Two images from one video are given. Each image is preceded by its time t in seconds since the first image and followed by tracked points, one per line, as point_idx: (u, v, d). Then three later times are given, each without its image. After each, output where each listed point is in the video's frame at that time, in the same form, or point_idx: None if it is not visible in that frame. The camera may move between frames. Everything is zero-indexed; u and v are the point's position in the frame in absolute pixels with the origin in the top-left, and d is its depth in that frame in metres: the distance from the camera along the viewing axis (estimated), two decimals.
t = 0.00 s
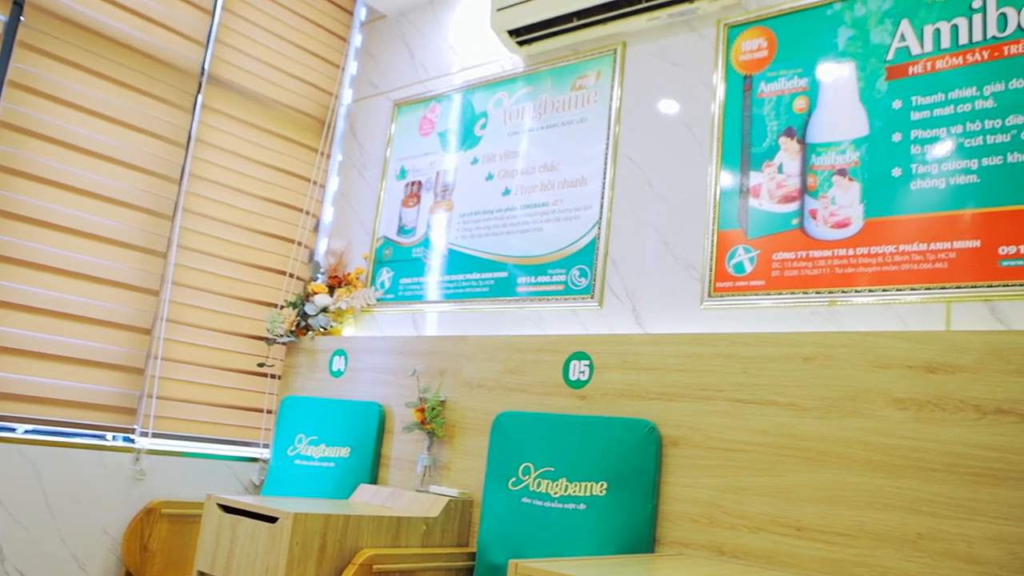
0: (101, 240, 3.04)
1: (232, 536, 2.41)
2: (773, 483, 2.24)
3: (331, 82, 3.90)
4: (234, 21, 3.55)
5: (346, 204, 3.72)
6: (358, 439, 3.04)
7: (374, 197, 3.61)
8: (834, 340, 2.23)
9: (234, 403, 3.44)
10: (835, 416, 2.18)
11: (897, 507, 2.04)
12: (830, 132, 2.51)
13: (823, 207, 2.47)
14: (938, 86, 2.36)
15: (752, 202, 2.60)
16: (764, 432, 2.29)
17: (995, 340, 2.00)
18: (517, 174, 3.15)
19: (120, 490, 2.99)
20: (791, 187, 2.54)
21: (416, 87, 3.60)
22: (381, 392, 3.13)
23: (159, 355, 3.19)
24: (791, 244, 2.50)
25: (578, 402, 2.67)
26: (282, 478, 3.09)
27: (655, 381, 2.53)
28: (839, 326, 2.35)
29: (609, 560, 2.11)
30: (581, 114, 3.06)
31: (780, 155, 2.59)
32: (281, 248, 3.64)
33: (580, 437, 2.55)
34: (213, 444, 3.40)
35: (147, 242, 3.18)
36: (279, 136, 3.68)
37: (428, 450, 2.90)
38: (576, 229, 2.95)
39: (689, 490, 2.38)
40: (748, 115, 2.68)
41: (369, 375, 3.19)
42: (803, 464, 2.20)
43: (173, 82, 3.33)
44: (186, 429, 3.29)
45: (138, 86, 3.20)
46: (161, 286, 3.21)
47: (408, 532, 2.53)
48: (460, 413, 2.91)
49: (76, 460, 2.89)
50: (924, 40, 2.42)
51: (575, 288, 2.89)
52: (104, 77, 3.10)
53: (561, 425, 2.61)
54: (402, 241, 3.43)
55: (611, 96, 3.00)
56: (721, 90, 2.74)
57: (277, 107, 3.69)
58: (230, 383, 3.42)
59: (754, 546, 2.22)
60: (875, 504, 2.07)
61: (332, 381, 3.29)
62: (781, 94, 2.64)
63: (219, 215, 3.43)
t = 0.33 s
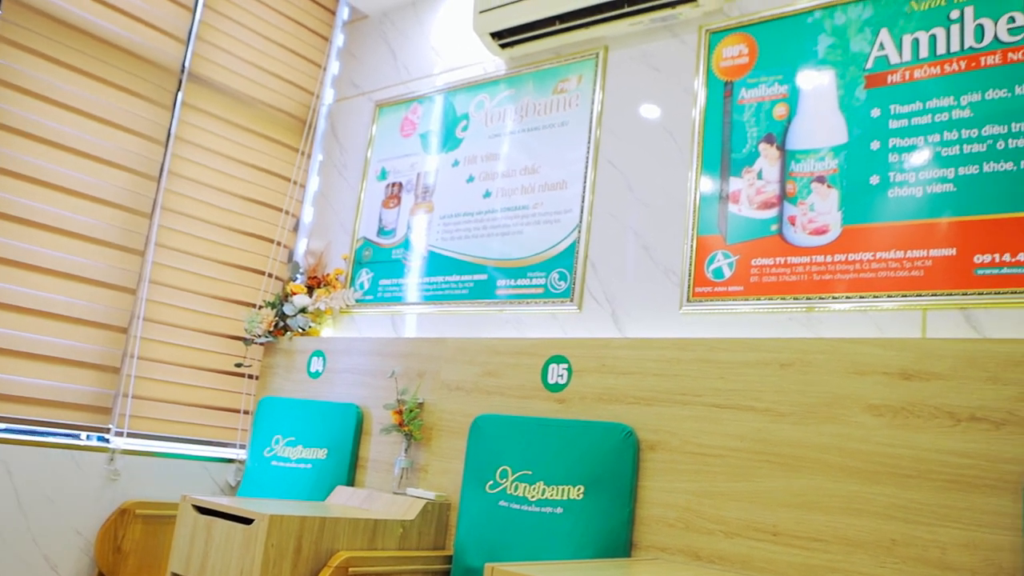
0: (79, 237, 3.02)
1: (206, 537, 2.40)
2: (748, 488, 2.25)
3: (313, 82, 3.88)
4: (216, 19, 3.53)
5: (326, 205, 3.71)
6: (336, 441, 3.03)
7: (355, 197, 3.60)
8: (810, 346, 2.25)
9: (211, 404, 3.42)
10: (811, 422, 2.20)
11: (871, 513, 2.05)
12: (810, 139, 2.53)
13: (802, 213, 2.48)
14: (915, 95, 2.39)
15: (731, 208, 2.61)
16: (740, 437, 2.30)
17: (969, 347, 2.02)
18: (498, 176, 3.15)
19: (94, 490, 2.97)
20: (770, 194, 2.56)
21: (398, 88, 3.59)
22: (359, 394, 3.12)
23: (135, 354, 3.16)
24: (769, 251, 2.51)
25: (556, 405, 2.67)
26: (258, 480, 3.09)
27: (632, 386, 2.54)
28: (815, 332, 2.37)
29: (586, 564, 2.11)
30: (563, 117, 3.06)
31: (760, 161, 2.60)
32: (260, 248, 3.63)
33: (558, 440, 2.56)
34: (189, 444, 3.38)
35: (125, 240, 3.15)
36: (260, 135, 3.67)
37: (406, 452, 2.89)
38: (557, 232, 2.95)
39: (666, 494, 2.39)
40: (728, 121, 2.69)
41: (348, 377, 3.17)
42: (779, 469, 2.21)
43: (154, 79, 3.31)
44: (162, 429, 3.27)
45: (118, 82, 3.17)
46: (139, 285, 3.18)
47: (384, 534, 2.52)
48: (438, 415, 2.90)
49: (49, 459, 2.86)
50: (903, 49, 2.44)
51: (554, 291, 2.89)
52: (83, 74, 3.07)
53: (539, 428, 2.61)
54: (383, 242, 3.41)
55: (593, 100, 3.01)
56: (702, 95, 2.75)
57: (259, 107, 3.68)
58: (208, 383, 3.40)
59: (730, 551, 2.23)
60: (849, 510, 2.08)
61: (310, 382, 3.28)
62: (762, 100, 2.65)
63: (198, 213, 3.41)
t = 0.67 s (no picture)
0: (47, 247, 2.97)
1: (170, 554, 2.36)
2: (719, 508, 2.25)
3: (288, 96, 3.86)
4: (192, 30, 3.52)
5: (298, 220, 3.68)
6: (305, 457, 3.00)
7: (328, 213, 3.59)
8: (780, 367, 2.27)
9: (178, 418, 3.37)
10: (781, 443, 2.21)
11: (838, 534, 2.06)
12: (782, 163, 2.56)
13: (773, 236, 2.51)
14: (886, 122, 2.42)
15: (704, 229, 2.63)
16: (710, 457, 2.31)
17: (937, 371, 2.05)
18: (473, 194, 3.16)
19: (56, 504, 2.92)
20: (742, 216, 2.58)
21: (375, 103, 3.59)
22: (329, 410, 3.09)
23: (102, 366, 3.12)
24: (741, 272, 2.53)
25: (527, 424, 2.66)
26: (225, 496, 3.06)
27: (604, 405, 2.54)
28: (785, 353, 2.39)
29: None
30: (538, 136, 3.07)
31: (733, 184, 2.63)
32: (231, 261, 3.60)
33: (528, 458, 2.56)
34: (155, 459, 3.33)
35: (94, 251, 3.11)
36: (235, 148, 3.65)
37: (375, 469, 2.87)
38: (530, 251, 2.95)
39: (635, 514, 2.38)
40: (702, 143, 2.71)
41: (318, 393, 3.15)
42: (749, 489, 2.22)
43: (128, 89, 3.29)
44: (128, 443, 3.22)
45: (92, 92, 3.15)
46: (107, 296, 3.15)
47: (352, 552, 2.49)
48: (408, 432, 2.88)
49: (10, 473, 2.81)
50: (874, 77, 2.48)
51: (527, 309, 2.89)
52: (55, 81, 3.04)
53: (508, 447, 2.61)
54: (355, 257, 3.40)
55: (568, 120, 3.03)
56: (676, 117, 2.78)
57: (234, 119, 3.67)
58: (176, 397, 3.36)
59: (698, 572, 2.22)
60: (817, 530, 2.09)
61: (280, 398, 3.24)
62: (735, 124, 2.68)
63: (169, 225, 3.38)
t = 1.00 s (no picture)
0: (28, 247, 2.95)
1: (145, 559, 2.35)
2: (700, 516, 2.25)
3: (274, 98, 3.85)
4: (178, 32, 3.51)
5: (281, 223, 3.67)
6: (285, 462, 2.99)
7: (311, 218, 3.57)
8: (762, 376, 2.28)
9: (157, 421, 3.35)
10: (763, 451, 2.22)
11: (817, 542, 2.07)
12: (766, 173, 2.57)
13: (757, 246, 2.52)
14: (870, 133, 2.44)
15: (688, 238, 2.64)
16: (692, 465, 2.31)
17: (917, 382, 2.06)
18: (457, 201, 3.16)
19: (31, 507, 2.89)
20: (726, 225, 2.59)
21: (361, 108, 3.59)
22: (309, 415, 3.08)
23: (80, 368, 3.09)
24: (723, 281, 2.54)
25: (508, 430, 2.66)
26: (203, 500, 3.04)
27: (585, 412, 2.54)
28: (767, 363, 2.40)
29: None
30: (523, 143, 3.08)
31: (717, 193, 2.64)
32: (213, 264, 3.58)
33: (509, 465, 2.55)
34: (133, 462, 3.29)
35: (75, 252, 3.09)
36: (219, 151, 3.64)
37: (355, 474, 2.86)
38: (514, 257, 2.96)
39: (616, 521, 2.38)
40: (687, 152, 2.73)
41: (299, 397, 3.13)
42: (730, 498, 2.22)
43: (112, 89, 3.27)
44: (106, 446, 3.19)
45: (76, 91, 3.13)
46: (87, 297, 3.12)
47: (332, 558, 2.47)
48: (389, 438, 2.87)
49: None
50: (858, 89, 2.50)
51: (510, 316, 2.89)
52: (38, 81, 3.01)
53: (490, 454, 2.61)
54: (338, 262, 3.39)
55: (554, 128, 3.04)
56: (662, 126, 2.79)
57: (218, 122, 3.66)
58: (156, 400, 3.34)
59: None
60: (797, 539, 2.10)
61: (260, 402, 3.23)
62: (720, 133, 2.69)
63: (151, 227, 3.37)
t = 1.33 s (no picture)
0: None
1: (114, 570, 2.31)
2: (670, 532, 2.26)
3: (248, 108, 3.84)
4: (152, 39, 3.50)
5: (256, 233, 3.65)
6: (256, 474, 2.97)
7: (286, 228, 3.55)
8: (732, 394, 2.29)
9: (127, 432, 3.32)
10: (733, 468, 2.23)
11: (786, 559, 2.08)
12: (739, 191, 2.59)
13: (730, 262, 2.53)
14: (842, 153, 2.47)
15: (661, 254, 2.65)
16: (662, 481, 2.31)
17: (887, 401, 2.08)
18: (432, 213, 3.16)
19: None
20: (699, 242, 2.60)
21: (337, 118, 3.58)
22: (281, 426, 3.06)
23: (48, 377, 3.06)
24: (696, 297, 2.55)
25: (480, 445, 2.66)
26: (173, 512, 3.02)
27: (557, 427, 2.54)
28: (739, 379, 2.41)
29: None
30: (499, 157, 3.08)
31: (691, 210, 2.65)
32: (186, 273, 3.56)
33: (479, 479, 2.55)
34: (102, 473, 3.26)
35: (45, 260, 3.07)
36: (192, 160, 3.63)
37: (327, 487, 2.84)
38: (488, 271, 2.96)
39: (586, 537, 2.38)
40: (661, 169, 2.74)
41: (270, 409, 3.11)
42: (699, 514, 2.23)
43: (84, 96, 3.25)
44: (74, 456, 3.17)
45: (48, 98, 3.11)
46: (56, 306, 3.09)
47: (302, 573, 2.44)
48: (361, 450, 2.86)
49: None
50: (830, 109, 2.53)
51: (484, 329, 2.89)
52: (11, 87, 3.00)
53: (462, 468, 2.60)
54: (313, 273, 3.38)
55: (529, 141, 3.04)
56: (637, 142, 2.81)
57: (192, 130, 3.64)
58: (125, 411, 3.31)
59: None
60: (765, 556, 2.11)
61: (231, 413, 3.21)
62: (694, 150, 2.71)
63: (123, 235, 3.35)
